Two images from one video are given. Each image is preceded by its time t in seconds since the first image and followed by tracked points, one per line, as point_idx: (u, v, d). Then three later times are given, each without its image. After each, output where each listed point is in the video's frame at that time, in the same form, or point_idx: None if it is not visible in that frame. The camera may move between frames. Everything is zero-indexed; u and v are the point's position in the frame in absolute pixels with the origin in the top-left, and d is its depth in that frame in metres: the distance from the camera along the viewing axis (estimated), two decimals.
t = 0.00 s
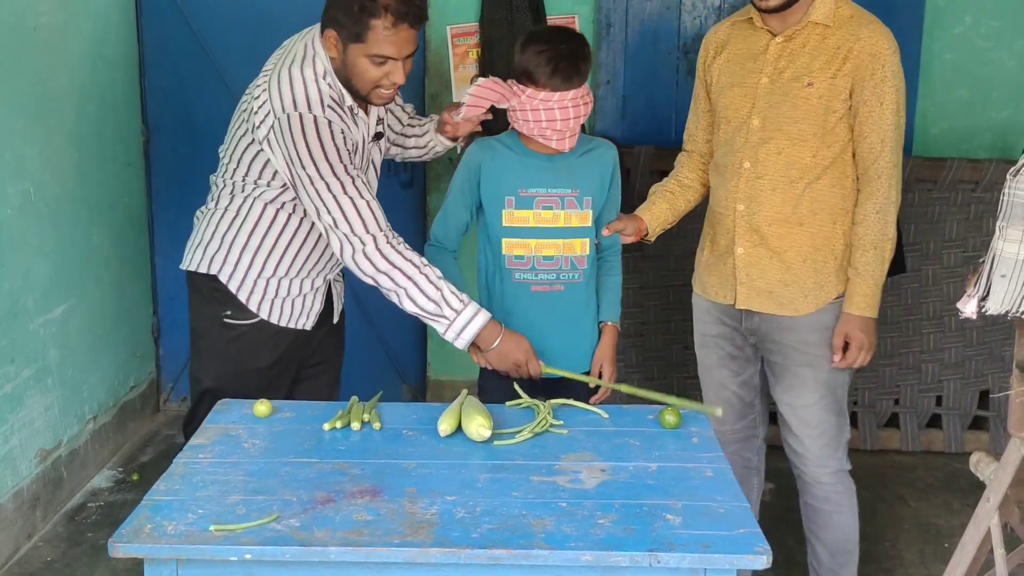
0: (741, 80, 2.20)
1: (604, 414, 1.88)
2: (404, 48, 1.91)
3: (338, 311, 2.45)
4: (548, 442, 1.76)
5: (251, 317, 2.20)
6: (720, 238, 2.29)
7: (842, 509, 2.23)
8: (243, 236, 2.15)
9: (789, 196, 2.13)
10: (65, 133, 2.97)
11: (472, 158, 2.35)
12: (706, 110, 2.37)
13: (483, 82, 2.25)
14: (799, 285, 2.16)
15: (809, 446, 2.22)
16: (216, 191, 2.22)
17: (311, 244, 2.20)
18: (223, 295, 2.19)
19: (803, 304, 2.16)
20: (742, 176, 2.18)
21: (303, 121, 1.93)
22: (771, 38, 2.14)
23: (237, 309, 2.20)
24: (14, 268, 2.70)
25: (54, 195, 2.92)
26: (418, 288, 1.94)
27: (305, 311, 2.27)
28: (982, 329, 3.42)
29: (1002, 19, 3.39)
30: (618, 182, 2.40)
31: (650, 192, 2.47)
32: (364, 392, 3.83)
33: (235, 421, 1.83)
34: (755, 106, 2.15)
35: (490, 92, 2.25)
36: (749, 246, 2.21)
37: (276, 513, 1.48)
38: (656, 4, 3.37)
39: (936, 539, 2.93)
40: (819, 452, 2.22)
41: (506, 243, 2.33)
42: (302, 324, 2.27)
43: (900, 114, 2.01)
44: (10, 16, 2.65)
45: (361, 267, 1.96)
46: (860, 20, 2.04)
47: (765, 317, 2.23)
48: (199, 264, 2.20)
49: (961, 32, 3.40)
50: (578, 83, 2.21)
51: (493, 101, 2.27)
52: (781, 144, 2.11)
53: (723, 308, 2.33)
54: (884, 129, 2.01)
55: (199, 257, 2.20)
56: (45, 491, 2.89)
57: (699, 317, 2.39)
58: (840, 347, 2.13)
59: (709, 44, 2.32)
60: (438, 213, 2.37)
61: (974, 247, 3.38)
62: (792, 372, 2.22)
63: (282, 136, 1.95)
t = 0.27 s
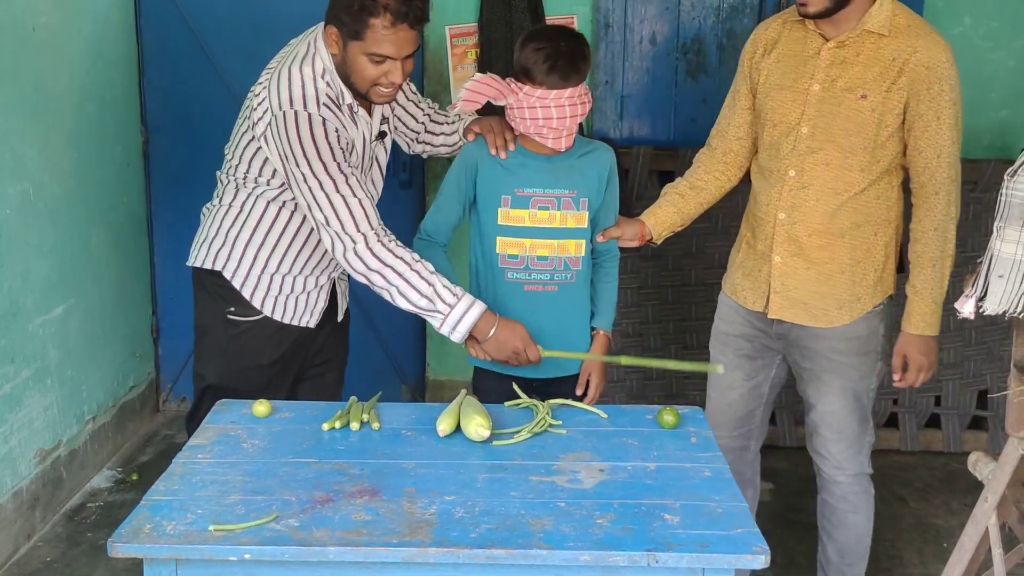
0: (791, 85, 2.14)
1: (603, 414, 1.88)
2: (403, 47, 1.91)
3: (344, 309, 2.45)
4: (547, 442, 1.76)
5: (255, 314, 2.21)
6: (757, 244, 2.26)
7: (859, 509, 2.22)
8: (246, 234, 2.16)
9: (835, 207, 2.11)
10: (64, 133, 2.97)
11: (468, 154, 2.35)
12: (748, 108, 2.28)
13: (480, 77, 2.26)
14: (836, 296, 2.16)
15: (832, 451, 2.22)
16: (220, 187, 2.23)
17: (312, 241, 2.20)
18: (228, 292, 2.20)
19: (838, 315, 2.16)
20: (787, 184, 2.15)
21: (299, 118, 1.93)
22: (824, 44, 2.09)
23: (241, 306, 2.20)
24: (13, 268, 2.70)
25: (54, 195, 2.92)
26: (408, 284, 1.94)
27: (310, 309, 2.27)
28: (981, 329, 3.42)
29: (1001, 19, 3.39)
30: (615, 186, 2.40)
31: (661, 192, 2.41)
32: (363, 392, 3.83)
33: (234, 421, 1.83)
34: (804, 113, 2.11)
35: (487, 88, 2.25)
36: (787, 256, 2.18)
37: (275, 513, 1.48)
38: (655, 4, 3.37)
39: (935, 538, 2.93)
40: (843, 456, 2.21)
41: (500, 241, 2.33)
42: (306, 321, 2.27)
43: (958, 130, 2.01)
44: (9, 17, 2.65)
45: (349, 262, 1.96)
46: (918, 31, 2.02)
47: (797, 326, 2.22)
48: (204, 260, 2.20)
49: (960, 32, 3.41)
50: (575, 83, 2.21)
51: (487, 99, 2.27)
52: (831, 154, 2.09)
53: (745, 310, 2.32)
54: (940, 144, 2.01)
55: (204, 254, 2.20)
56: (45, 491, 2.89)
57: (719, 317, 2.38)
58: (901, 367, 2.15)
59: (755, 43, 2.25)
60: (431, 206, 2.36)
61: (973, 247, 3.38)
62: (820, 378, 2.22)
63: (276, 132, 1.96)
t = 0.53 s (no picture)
0: (806, 86, 2.08)
1: (602, 413, 1.88)
2: (374, 44, 1.92)
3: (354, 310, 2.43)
4: (546, 440, 1.77)
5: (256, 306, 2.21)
6: (772, 247, 2.19)
7: (863, 509, 2.18)
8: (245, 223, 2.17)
9: (852, 211, 2.07)
10: (62, 132, 2.97)
11: (458, 156, 2.39)
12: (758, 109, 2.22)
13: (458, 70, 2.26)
14: (854, 300, 2.11)
15: (841, 451, 2.18)
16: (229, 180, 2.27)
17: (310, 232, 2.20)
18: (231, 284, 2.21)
19: (857, 319, 2.12)
20: (803, 188, 2.09)
21: (263, 100, 2.00)
22: (839, 46, 2.04)
23: (244, 298, 2.21)
24: (12, 268, 2.70)
25: (53, 195, 2.92)
26: (335, 260, 2.00)
27: (313, 304, 2.25)
28: (979, 328, 3.43)
29: (999, 18, 3.39)
30: (609, 188, 2.35)
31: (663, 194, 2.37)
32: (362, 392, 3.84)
33: (234, 420, 1.83)
34: (819, 116, 2.05)
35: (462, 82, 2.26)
36: (802, 260, 2.13)
37: (274, 511, 1.48)
38: (653, 5, 3.38)
39: (933, 537, 2.94)
40: (851, 456, 2.17)
41: (483, 235, 2.34)
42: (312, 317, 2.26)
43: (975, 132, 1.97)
44: (9, 17, 2.66)
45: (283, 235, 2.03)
46: (934, 31, 1.97)
47: (814, 329, 2.17)
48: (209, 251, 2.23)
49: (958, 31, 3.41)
50: (551, 80, 2.22)
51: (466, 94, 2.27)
52: (848, 157, 2.04)
53: (757, 311, 2.26)
54: (956, 146, 1.97)
55: (211, 245, 2.22)
56: (45, 490, 2.90)
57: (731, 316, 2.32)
58: (921, 371, 2.10)
59: (767, 42, 2.17)
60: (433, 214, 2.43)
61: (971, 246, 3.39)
62: (834, 379, 2.18)
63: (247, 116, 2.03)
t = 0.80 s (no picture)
0: (794, 86, 2.06)
1: (602, 411, 1.89)
2: (344, 35, 1.95)
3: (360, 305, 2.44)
4: (546, 439, 1.78)
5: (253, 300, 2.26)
6: (765, 249, 2.17)
7: (859, 509, 2.16)
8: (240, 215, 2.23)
9: (845, 210, 2.05)
10: (62, 132, 2.97)
11: (454, 157, 2.42)
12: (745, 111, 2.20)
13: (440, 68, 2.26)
14: (848, 299, 2.09)
15: (836, 452, 2.16)
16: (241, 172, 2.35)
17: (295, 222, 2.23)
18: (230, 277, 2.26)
19: (851, 318, 2.09)
20: (794, 189, 2.08)
21: (229, 84, 2.10)
22: (824, 44, 2.02)
23: (243, 292, 2.25)
24: (13, 267, 2.71)
25: (53, 195, 2.92)
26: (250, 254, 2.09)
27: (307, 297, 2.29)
28: (978, 327, 3.43)
29: (997, 18, 3.40)
30: (603, 181, 2.34)
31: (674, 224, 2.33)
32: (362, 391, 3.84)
33: (236, 418, 1.84)
34: (808, 116, 2.04)
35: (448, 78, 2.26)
36: (795, 261, 2.12)
37: (276, 509, 1.49)
38: (653, 4, 3.38)
39: (932, 536, 2.95)
40: (847, 456, 2.15)
41: (483, 233, 2.35)
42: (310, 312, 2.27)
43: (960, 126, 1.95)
44: (9, 17, 2.66)
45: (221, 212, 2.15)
46: (920, 26, 1.95)
47: (808, 331, 2.15)
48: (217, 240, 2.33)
49: (956, 31, 3.42)
50: (530, 76, 2.23)
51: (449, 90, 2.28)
52: (838, 155, 2.02)
53: (751, 315, 2.24)
54: (943, 141, 1.95)
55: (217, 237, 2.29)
56: (46, 489, 2.90)
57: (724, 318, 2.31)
58: (897, 361, 2.09)
59: (752, 43, 2.16)
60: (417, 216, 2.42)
61: (970, 246, 3.39)
62: (828, 380, 2.15)
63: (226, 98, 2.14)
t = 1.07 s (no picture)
0: (757, 88, 2.09)
1: (602, 411, 1.89)
2: (328, 36, 1.95)
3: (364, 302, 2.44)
4: (546, 439, 1.78)
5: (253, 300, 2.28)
6: (734, 249, 2.18)
7: (845, 516, 2.14)
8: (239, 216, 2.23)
9: (812, 207, 2.04)
10: (63, 131, 2.97)
11: (447, 161, 2.42)
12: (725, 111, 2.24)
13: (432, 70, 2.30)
14: (816, 297, 2.07)
15: (816, 460, 2.14)
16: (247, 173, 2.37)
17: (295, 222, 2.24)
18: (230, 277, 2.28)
19: (821, 316, 2.07)
20: (759, 188, 2.08)
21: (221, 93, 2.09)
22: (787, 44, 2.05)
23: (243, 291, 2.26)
24: (13, 267, 2.71)
25: (54, 194, 2.93)
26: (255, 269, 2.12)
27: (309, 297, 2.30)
28: (978, 327, 3.43)
29: (998, 18, 3.40)
30: (597, 178, 2.33)
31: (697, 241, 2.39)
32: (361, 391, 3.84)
33: (236, 418, 1.84)
34: (770, 115, 2.05)
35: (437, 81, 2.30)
36: (763, 260, 2.11)
37: (276, 509, 1.49)
38: (653, 4, 3.38)
39: (932, 536, 2.95)
40: (826, 462, 2.13)
41: (474, 234, 2.35)
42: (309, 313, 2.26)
43: (924, 118, 1.92)
44: (10, 16, 2.66)
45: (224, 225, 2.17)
46: (879, 20, 1.94)
47: (779, 330, 2.14)
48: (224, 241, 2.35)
49: (956, 31, 3.42)
50: (521, 77, 2.22)
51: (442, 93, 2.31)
52: (800, 153, 2.02)
53: (730, 317, 2.23)
54: (907, 134, 1.92)
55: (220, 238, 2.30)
56: (46, 488, 2.90)
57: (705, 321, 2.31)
58: (877, 359, 2.06)
59: (729, 50, 2.21)
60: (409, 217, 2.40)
61: (970, 246, 3.39)
62: (800, 383, 2.14)
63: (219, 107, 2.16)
